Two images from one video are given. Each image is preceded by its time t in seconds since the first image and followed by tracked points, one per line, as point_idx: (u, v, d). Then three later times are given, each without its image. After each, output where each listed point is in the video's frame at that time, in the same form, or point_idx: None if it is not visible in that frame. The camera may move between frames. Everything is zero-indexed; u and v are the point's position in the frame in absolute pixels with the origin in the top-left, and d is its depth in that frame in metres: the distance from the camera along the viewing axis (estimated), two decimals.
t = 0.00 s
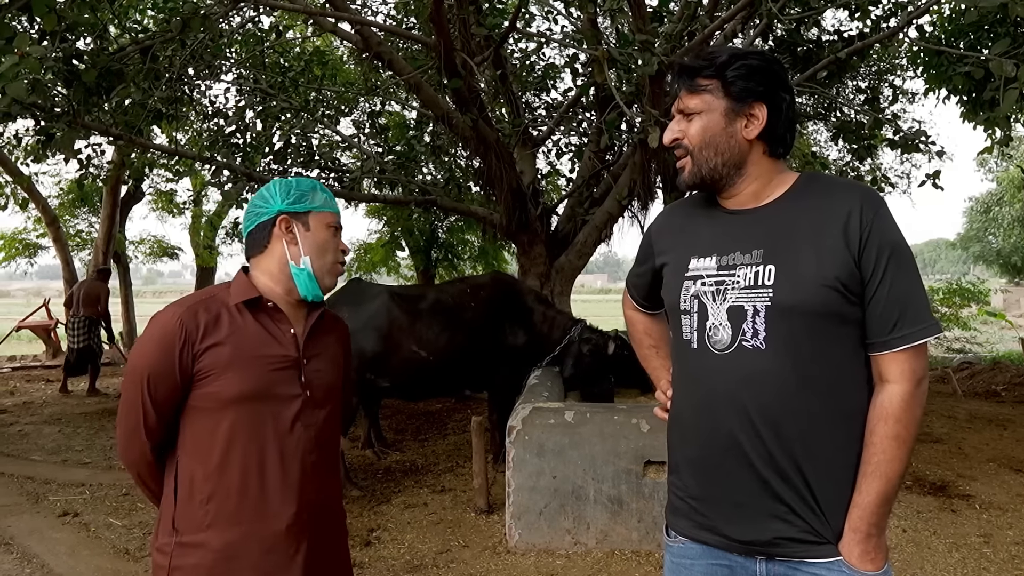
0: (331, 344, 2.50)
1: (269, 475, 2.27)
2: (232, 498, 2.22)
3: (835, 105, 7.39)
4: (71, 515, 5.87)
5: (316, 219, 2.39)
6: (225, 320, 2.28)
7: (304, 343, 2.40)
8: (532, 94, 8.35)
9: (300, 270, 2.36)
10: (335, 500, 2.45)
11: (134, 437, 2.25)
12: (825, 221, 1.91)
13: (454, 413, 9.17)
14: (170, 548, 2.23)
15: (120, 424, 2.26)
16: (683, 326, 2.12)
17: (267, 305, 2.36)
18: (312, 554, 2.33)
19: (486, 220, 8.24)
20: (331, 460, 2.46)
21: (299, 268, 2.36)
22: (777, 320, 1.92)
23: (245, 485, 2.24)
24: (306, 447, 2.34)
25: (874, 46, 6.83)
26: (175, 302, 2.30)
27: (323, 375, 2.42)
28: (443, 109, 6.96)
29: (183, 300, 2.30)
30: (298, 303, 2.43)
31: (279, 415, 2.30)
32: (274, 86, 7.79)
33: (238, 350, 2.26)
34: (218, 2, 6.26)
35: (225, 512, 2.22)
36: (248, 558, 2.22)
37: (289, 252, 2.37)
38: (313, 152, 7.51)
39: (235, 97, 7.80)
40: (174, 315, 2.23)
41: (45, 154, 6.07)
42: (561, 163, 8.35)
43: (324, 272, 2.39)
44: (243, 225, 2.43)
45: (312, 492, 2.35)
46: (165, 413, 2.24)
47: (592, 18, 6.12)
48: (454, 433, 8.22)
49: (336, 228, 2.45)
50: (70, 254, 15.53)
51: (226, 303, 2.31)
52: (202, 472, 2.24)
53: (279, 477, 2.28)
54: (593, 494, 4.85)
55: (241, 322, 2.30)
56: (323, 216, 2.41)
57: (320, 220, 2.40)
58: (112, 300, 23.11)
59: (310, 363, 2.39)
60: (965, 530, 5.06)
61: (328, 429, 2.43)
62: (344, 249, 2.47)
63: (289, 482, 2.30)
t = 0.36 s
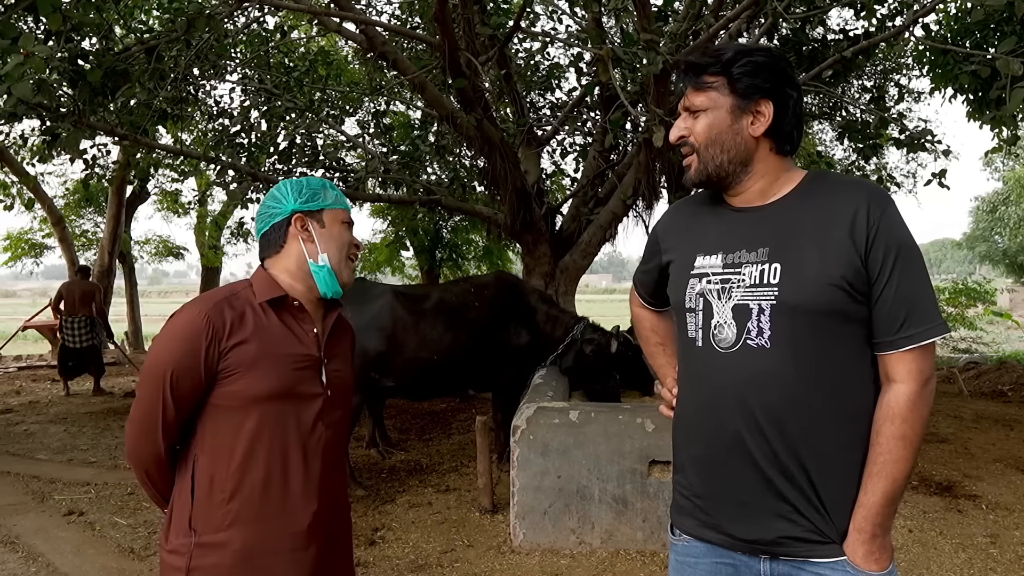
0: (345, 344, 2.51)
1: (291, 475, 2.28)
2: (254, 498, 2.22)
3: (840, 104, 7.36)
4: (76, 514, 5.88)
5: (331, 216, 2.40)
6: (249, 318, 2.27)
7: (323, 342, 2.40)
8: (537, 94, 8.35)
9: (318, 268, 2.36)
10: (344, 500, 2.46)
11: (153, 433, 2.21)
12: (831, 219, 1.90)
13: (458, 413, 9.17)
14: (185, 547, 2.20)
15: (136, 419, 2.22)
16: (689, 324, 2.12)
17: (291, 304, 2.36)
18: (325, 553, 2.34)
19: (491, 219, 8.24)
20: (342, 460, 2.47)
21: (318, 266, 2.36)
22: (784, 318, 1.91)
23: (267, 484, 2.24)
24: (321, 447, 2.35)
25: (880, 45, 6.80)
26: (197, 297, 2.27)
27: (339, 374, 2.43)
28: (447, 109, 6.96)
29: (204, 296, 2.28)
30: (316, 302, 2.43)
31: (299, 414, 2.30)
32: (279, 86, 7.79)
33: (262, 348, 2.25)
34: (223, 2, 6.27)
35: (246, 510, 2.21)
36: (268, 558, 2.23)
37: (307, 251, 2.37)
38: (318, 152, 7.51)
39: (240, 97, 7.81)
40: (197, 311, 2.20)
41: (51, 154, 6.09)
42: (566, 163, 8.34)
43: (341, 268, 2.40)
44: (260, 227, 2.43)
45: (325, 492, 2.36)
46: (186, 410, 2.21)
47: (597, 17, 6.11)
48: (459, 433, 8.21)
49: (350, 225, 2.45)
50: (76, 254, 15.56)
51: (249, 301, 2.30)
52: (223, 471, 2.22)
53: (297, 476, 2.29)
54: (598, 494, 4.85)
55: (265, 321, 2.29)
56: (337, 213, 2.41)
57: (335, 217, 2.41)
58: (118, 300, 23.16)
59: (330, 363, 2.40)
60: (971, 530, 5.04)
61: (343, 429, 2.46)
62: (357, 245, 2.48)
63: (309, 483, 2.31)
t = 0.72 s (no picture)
0: (348, 344, 2.51)
1: (295, 475, 2.28)
2: (257, 499, 2.22)
3: (842, 104, 7.36)
4: (79, 514, 5.88)
5: (330, 215, 2.39)
6: (253, 319, 2.27)
7: (326, 342, 2.41)
8: (539, 93, 8.35)
9: (319, 268, 2.36)
10: (348, 500, 2.46)
11: (155, 435, 2.21)
12: (834, 219, 1.90)
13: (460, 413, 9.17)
14: (189, 549, 2.20)
15: (139, 421, 2.22)
16: (692, 324, 2.12)
17: (294, 305, 2.36)
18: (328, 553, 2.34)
19: (493, 219, 8.23)
20: (345, 460, 2.47)
21: (318, 268, 2.36)
22: (786, 318, 1.91)
23: (271, 485, 2.24)
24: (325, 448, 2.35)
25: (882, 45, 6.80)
26: (200, 297, 2.27)
27: (343, 375, 2.43)
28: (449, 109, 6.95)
29: (208, 296, 2.28)
30: (317, 303, 2.43)
31: (302, 415, 2.30)
32: (280, 86, 7.80)
33: (266, 349, 2.25)
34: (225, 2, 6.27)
35: (250, 511, 2.21)
36: (272, 559, 2.23)
37: (307, 251, 2.37)
38: (320, 152, 7.50)
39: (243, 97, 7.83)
40: (201, 312, 2.20)
41: (54, 154, 6.10)
42: (568, 163, 8.34)
43: (342, 269, 2.39)
44: (261, 226, 2.43)
45: (329, 492, 2.37)
46: (189, 411, 2.21)
47: (599, 17, 6.10)
48: (461, 433, 8.21)
49: (351, 223, 2.45)
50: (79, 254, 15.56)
51: (252, 301, 2.30)
52: (226, 472, 2.22)
53: (300, 476, 2.29)
54: (600, 494, 4.85)
55: (268, 321, 2.29)
56: (337, 213, 2.41)
57: (335, 216, 2.40)
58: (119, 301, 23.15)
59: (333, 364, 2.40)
60: (974, 530, 5.04)
61: (346, 429, 2.46)
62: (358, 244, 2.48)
63: (313, 483, 2.31)
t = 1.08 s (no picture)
0: (350, 343, 2.51)
1: (296, 476, 2.28)
2: (258, 499, 2.23)
3: (843, 104, 7.35)
4: (81, 514, 5.88)
5: (323, 215, 2.40)
6: (254, 320, 2.28)
7: (328, 342, 2.41)
8: (540, 94, 8.36)
9: (315, 269, 2.37)
10: (350, 499, 2.47)
11: (156, 435, 2.21)
12: (834, 219, 1.90)
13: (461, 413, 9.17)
14: (191, 549, 2.21)
15: (142, 422, 2.22)
16: (693, 324, 2.12)
17: (294, 306, 2.37)
18: (332, 552, 2.35)
19: (494, 219, 8.23)
20: (348, 459, 2.47)
21: (316, 269, 2.37)
22: (786, 319, 1.91)
23: (274, 485, 2.25)
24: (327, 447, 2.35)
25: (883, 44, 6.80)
26: (202, 298, 2.28)
27: (346, 374, 2.44)
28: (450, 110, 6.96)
29: (209, 297, 2.29)
30: (318, 303, 2.44)
31: (304, 415, 2.30)
32: (281, 86, 7.81)
33: (268, 350, 2.26)
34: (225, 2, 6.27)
35: (251, 512, 2.22)
36: (274, 559, 2.23)
37: (304, 252, 2.38)
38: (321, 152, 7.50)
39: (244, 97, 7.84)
40: (202, 313, 2.21)
41: (55, 154, 6.11)
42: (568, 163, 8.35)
43: (340, 267, 2.39)
44: (255, 233, 2.45)
45: (332, 491, 2.37)
46: (190, 412, 2.22)
47: (600, 17, 6.11)
48: (462, 433, 8.21)
49: (346, 220, 2.45)
50: (81, 254, 15.57)
51: (254, 302, 2.31)
52: (227, 473, 2.23)
53: (304, 476, 2.29)
54: (601, 494, 4.85)
55: (270, 322, 2.30)
56: (332, 210, 2.41)
57: (329, 214, 2.40)
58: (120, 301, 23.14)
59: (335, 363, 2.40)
60: (976, 530, 5.03)
61: (348, 428, 2.46)
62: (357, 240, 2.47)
63: (315, 483, 2.32)
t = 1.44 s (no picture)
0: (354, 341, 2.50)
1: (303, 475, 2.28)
2: (265, 500, 2.22)
3: (844, 104, 7.35)
4: (81, 513, 5.88)
5: (306, 218, 2.37)
6: (256, 322, 2.28)
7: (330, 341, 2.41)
8: (540, 93, 8.36)
9: (310, 274, 2.37)
10: (353, 499, 2.46)
11: (159, 438, 2.21)
12: (834, 220, 1.90)
13: (461, 413, 9.16)
14: (199, 551, 2.20)
15: (144, 423, 2.22)
16: (691, 324, 2.12)
17: (295, 307, 2.37)
18: (335, 550, 2.34)
19: (494, 219, 8.23)
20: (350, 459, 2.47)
21: (308, 273, 2.37)
22: (784, 319, 1.91)
23: (273, 486, 2.24)
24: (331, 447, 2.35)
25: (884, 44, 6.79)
26: (203, 301, 2.27)
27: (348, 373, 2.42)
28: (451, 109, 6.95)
29: (210, 299, 2.28)
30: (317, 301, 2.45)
31: (307, 415, 2.30)
32: (282, 86, 7.83)
33: (270, 350, 2.25)
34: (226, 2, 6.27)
35: (259, 513, 2.21)
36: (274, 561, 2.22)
37: (293, 259, 2.38)
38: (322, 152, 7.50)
39: (245, 97, 7.84)
40: (204, 316, 2.20)
41: (56, 154, 6.11)
42: (569, 163, 8.36)
43: (332, 267, 2.38)
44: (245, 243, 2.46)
45: (334, 492, 2.36)
46: (195, 414, 2.21)
47: (600, 17, 6.11)
48: (462, 433, 8.21)
49: (332, 216, 2.42)
50: (81, 254, 15.56)
51: (255, 303, 2.30)
52: (234, 474, 2.22)
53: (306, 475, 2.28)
54: (601, 494, 4.84)
55: (271, 323, 2.29)
56: (312, 211, 2.38)
57: (310, 215, 2.38)
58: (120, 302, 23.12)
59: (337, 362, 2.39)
60: (976, 531, 5.03)
61: (351, 427, 2.46)
62: (345, 234, 2.44)
63: (321, 482, 2.31)
